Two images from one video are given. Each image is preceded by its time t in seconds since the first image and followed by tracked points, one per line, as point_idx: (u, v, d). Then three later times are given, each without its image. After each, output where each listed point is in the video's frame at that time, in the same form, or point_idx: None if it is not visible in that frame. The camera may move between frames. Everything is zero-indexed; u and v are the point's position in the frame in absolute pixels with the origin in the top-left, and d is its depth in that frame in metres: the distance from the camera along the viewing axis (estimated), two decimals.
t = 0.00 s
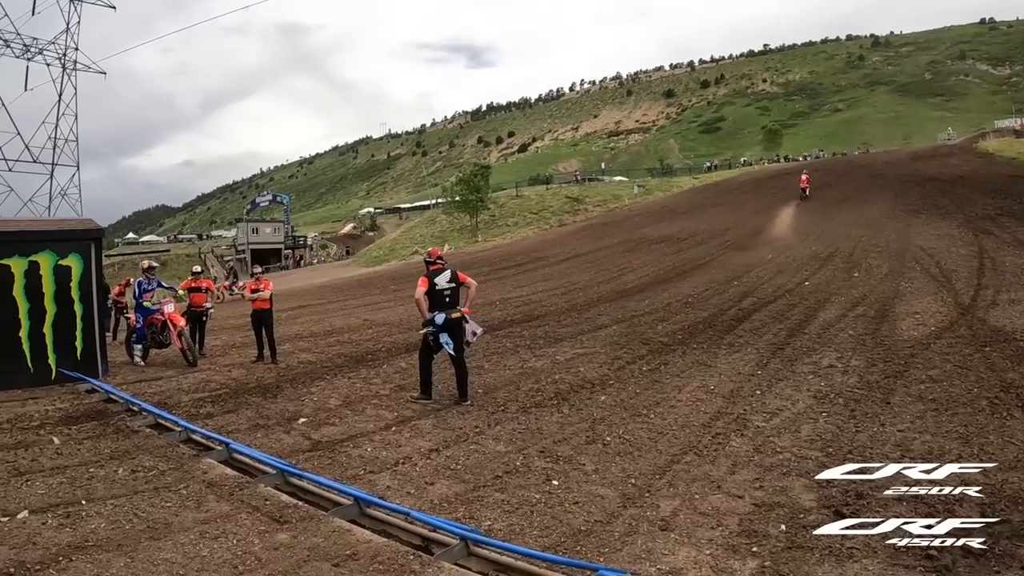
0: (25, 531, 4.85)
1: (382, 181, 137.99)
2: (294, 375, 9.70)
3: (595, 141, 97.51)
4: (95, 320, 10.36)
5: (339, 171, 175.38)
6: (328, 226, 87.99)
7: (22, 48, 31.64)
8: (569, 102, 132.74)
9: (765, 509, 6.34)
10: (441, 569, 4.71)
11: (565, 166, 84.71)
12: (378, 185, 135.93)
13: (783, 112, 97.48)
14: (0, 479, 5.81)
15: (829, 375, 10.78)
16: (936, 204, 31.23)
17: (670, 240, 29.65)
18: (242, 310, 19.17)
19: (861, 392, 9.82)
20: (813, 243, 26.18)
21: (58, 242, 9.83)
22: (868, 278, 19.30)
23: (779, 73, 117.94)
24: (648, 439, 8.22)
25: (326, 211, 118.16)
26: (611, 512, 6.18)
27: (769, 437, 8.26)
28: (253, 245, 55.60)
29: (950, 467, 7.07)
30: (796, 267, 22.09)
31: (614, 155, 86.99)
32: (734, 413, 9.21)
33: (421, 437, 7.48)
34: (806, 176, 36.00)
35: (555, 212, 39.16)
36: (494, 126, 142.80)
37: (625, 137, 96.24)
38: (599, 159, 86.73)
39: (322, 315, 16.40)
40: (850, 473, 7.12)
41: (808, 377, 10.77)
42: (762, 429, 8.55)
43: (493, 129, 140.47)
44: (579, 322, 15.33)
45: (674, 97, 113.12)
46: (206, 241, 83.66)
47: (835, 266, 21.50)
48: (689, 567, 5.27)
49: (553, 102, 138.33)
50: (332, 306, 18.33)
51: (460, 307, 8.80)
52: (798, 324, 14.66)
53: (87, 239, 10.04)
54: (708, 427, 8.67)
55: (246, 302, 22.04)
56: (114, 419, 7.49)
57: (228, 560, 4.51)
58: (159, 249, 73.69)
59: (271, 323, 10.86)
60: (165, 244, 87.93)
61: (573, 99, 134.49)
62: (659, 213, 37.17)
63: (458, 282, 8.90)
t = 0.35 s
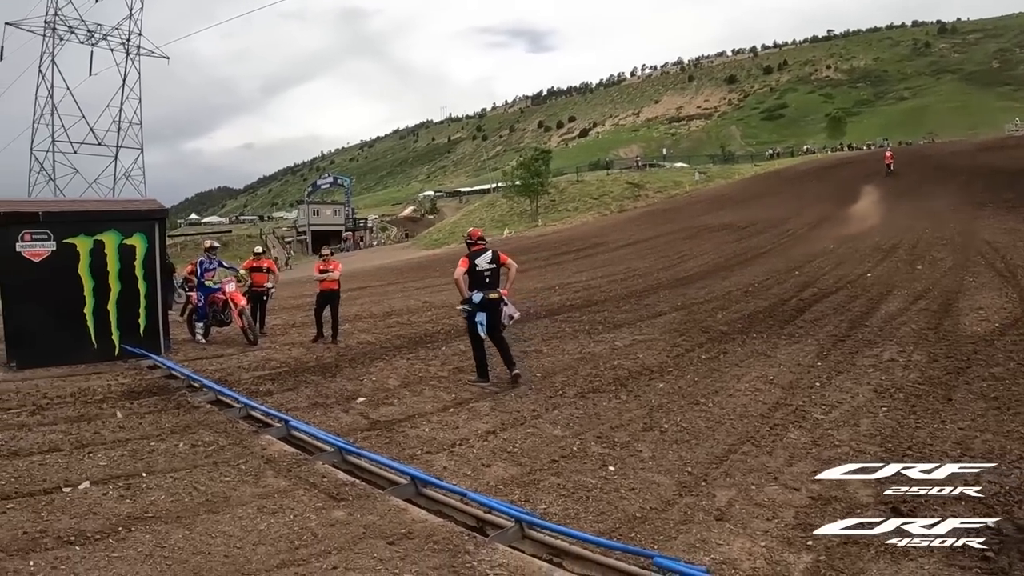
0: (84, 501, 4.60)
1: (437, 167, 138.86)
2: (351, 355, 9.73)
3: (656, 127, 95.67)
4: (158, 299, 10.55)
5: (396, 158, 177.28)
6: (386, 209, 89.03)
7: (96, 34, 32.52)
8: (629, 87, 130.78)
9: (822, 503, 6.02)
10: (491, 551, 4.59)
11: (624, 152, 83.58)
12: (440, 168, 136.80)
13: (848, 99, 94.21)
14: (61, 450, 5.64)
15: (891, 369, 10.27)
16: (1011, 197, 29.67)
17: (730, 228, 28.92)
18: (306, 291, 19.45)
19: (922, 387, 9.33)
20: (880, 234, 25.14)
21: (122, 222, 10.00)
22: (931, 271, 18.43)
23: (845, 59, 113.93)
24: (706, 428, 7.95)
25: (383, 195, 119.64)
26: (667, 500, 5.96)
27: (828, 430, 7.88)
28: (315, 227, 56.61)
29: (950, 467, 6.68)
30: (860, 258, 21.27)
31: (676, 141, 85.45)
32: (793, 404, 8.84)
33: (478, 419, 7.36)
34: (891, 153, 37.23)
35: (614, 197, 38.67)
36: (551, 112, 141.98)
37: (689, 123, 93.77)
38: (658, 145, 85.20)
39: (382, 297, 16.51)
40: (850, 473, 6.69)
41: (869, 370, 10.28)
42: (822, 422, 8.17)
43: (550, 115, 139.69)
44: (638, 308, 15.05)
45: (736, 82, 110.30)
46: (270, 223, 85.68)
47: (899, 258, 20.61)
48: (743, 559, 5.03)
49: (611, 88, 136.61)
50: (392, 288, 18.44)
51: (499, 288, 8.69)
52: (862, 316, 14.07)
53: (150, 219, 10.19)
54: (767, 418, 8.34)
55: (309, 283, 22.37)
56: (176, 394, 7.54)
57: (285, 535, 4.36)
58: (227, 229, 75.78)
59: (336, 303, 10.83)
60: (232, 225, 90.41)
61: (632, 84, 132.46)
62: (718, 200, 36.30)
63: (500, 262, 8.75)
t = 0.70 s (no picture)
0: (96, 499, 4.55)
1: (447, 165, 138.81)
2: (363, 352, 9.74)
3: (666, 122, 95.34)
4: (168, 296, 10.57)
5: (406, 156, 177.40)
6: (397, 207, 89.09)
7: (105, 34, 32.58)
8: (640, 83, 130.24)
9: (832, 499, 5.99)
10: (500, 548, 4.60)
11: (635, 148, 83.29)
12: (450, 164, 136.79)
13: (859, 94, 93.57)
14: (73, 448, 5.59)
15: (903, 365, 10.19)
16: None
17: (741, 224, 28.79)
18: (318, 287, 19.48)
19: (934, 383, 9.25)
20: (892, 229, 24.97)
21: (133, 221, 10.04)
22: (942, 266, 18.26)
23: (855, 53, 113.14)
24: (716, 424, 7.92)
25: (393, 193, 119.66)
26: (676, 496, 5.94)
27: (838, 427, 7.83)
28: (326, 224, 56.71)
29: (950, 467, 6.60)
30: (871, 254, 21.13)
31: (687, 137, 85.12)
32: (804, 400, 8.80)
33: (489, 416, 7.32)
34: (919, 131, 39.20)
35: (625, 193, 38.61)
36: (562, 108, 141.60)
37: (698, 118, 93.69)
38: (669, 141, 84.86)
39: (393, 293, 16.53)
40: (851, 473, 6.58)
41: (880, 366, 10.21)
42: (831, 418, 8.11)
43: (560, 111, 139.38)
44: (650, 304, 15.04)
45: (746, 77, 109.69)
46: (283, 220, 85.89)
47: (909, 253, 20.48)
48: (752, 556, 5.01)
49: (621, 83, 135.99)
50: (404, 285, 18.46)
51: (499, 285, 8.82)
52: (873, 312, 13.99)
53: (161, 218, 10.22)
54: (777, 414, 8.29)
55: (321, 280, 22.40)
56: (187, 391, 7.52)
57: (294, 531, 4.32)
58: (240, 227, 76.03)
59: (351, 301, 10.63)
60: (244, 223, 90.66)
61: (643, 79, 131.88)
62: (729, 196, 36.14)
63: (497, 260, 8.92)
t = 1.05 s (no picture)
0: (108, 500, 4.53)
1: (465, 168, 138.95)
2: (378, 354, 9.77)
3: (685, 124, 94.77)
4: (184, 299, 10.71)
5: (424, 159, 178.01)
6: (415, 209, 89.35)
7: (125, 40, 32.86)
8: (658, 84, 129.77)
9: (842, 505, 5.95)
10: (507, 552, 4.61)
11: (653, 151, 82.83)
12: (468, 167, 137.09)
13: (878, 94, 92.56)
14: (89, 449, 5.54)
15: (919, 369, 10.06)
16: None
17: (759, 226, 28.57)
18: (335, 290, 19.59)
19: (950, 387, 9.12)
20: (912, 230, 24.67)
21: (150, 225, 10.18)
22: (962, 268, 18.00)
23: (873, 53, 111.93)
24: (728, 429, 7.87)
25: (411, 196, 119.94)
26: (686, 501, 5.92)
27: (851, 431, 7.74)
28: (344, 228, 56.84)
29: (950, 467, 6.62)
30: (889, 256, 20.86)
31: (706, 139, 84.57)
32: (818, 405, 8.71)
33: (501, 419, 7.25)
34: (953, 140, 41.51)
35: (643, 196, 38.47)
36: (579, 111, 141.32)
37: (716, 120, 93.11)
38: (688, 142, 84.36)
39: (409, 296, 16.61)
40: (851, 473, 6.63)
41: (895, 370, 10.09)
42: (845, 423, 8.03)
43: (578, 114, 139.12)
44: (665, 308, 14.99)
45: (765, 79, 108.82)
46: (302, 224, 86.37)
47: (928, 255, 20.22)
48: (760, 562, 4.98)
49: (639, 84, 135.51)
50: (419, 288, 18.52)
51: (504, 290, 8.95)
52: (889, 314, 13.83)
53: (177, 222, 10.36)
54: (790, 418, 8.23)
55: (337, 283, 22.52)
56: (202, 393, 7.50)
57: (302, 534, 4.32)
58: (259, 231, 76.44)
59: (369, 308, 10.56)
60: (265, 227, 91.26)
61: (661, 81, 131.37)
62: (747, 198, 35.90)
63: (504, 267, 9.10)
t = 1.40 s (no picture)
0: (146, 500, 4.50)
1: (499, 173, 139.11)
2: (412, 357, 9.72)
3: (722, 126, 93.57)
4: (224, 302, 10.76)
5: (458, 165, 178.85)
6: (451, 213, 89.69)
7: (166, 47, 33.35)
8: (693, 86, 128.53)
9: (881, 513, 5.75)
10: (544, 556, 4.51)
11: (690, 153, 81.90)
12: (503, 172, 137.36)
13: (917, 93, 90.48)
14: (128, 449, 5.52)
15: (961, 373, 9.72)
16: None
17: (797, 228, 28.05)
18: (372, 294, 19.68)
19: (993, 392, 8.79)
20: (956, 231, 23.97)
21: (189, 229, 10.29)
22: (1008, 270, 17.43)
23: (912, 52, 109.43)
24: (766, 434, 7.67)
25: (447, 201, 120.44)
26: (722, 507, 5.76)
27: (891, 437, 7.48)
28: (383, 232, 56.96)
29: (950, 467, 6.57)
30: (929, 258, 20.30)
31: (743, 141, 83.42)
32: (857, 409, 8.44)
33: (538, 423, 7.10)
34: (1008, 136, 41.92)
35: (680, 199, 38.03)
36: (613, 115, 140.62)
37: (753, 122, 91.81)
38: (725, 145, 83.26)
39: (446, 300, 16.58)
40: (853, 473, 6.54)
41: (936, 374, 9.76)
42: (885, 428, 7.77)
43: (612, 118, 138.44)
44: (703, 311, 14.76)
45: (803, 79, 107.03)
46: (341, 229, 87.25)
47: (971, 257, 19.61)
48: (797, 568, 4.82)
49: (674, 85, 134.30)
50: (456, 292, 18.50)
51: (536, 292, 8.93)
52: (930, 318, 13.43)
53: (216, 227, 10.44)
54: (830, 423, 7.99)
55: (374, 287, 22.63)
56: (241, 396, 7.42)
57: (338, 535, 4.29)
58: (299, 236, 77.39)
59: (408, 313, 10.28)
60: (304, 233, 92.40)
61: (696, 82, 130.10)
62: (786, 200, 35.28)
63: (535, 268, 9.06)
